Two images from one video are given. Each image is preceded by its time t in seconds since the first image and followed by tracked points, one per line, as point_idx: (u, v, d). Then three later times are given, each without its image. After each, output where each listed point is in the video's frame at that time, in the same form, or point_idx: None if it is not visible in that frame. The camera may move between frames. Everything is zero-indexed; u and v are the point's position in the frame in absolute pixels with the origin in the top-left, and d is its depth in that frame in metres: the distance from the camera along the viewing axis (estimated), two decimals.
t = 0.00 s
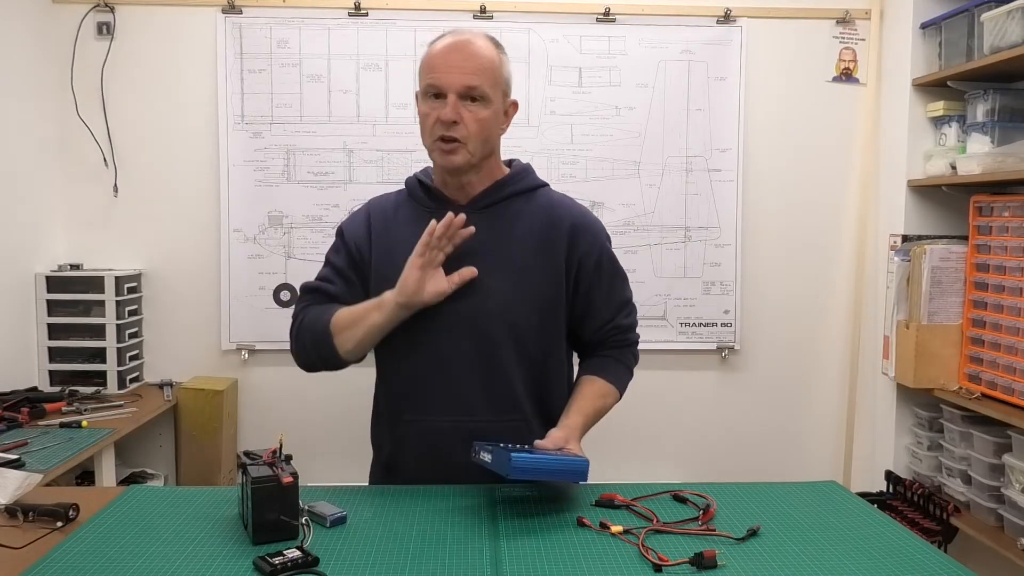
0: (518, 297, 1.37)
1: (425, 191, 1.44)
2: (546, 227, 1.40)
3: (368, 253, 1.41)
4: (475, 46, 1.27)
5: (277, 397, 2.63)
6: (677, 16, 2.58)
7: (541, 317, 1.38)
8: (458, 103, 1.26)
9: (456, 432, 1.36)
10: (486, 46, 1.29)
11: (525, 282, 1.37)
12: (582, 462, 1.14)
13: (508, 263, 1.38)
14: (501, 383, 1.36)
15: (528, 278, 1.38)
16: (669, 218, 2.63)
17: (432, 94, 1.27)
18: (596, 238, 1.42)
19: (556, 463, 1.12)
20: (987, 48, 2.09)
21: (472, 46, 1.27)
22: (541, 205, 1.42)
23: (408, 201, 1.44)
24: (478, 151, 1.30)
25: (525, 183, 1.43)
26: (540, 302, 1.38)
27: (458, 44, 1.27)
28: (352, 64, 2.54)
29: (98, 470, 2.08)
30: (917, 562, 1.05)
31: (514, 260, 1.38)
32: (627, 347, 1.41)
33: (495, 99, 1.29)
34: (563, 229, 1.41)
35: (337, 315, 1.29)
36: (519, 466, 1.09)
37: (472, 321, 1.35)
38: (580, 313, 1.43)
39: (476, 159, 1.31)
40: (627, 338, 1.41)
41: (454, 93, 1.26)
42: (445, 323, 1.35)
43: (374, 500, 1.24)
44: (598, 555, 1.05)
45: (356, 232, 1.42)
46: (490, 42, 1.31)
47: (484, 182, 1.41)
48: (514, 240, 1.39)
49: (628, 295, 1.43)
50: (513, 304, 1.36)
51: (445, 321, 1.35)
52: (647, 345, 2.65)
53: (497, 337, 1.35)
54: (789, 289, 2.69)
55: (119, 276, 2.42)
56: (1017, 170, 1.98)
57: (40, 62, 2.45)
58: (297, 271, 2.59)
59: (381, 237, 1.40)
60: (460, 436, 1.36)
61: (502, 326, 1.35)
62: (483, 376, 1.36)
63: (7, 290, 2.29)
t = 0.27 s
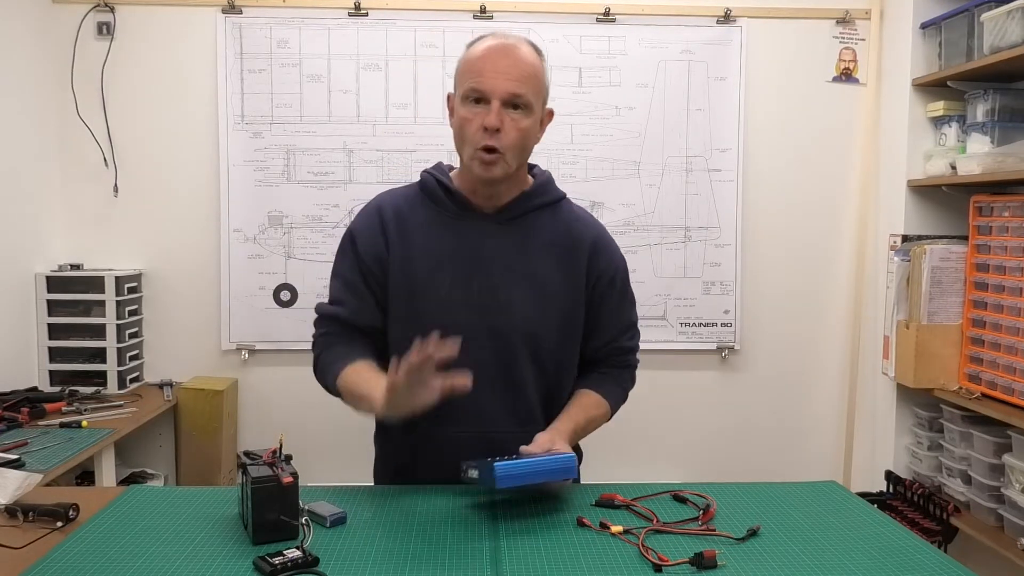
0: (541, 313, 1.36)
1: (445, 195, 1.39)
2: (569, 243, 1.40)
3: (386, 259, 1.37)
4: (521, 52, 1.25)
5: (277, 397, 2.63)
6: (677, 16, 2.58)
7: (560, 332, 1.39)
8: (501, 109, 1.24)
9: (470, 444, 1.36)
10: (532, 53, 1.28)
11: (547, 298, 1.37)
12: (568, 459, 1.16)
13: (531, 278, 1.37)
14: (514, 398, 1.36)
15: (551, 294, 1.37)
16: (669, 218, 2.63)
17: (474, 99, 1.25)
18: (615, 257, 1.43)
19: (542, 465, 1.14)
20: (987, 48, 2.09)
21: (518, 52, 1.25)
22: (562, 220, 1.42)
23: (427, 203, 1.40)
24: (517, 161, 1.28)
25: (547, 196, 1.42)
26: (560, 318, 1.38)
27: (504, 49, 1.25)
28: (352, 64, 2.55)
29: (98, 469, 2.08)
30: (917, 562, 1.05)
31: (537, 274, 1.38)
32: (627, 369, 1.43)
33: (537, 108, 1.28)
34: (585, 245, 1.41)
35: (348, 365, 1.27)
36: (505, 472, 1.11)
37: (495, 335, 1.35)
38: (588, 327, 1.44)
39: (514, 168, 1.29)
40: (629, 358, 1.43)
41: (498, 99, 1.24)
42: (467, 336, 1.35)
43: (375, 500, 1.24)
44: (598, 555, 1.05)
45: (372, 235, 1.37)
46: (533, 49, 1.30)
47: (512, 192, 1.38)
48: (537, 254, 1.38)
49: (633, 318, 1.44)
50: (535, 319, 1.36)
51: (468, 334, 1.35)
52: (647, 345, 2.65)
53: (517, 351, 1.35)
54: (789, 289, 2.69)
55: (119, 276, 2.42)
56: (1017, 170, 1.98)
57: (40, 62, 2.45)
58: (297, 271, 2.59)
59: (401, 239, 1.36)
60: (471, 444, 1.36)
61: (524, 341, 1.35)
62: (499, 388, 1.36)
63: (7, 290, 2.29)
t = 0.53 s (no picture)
0: (543, 311, 1.36)
1: (450, 191, 1.39)
2: (571, 242, 1.40)
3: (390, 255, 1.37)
4: (527, 51, 1.25)
5: (277, 397, 2.63)
6: (677, 16, 2.58)
7: (560, 331, 1.39)
8: (509, 109, 1.24)
9: (470, 437, 1.36)
10: (538, 52, 1.27)
11: (550, 296, 1.37)
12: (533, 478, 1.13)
13: (534, 275, 1.37)
14: (513, 393, 1.37)
15: (553, 292, 1.37)
16: (669, 218, 2.63)
17: (481, 98, 1.25)
18: (614, 257, 1.43)
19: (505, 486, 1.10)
20: (987, 48, 2.08)
21: (524, 51, 1.25)
22: (565, 218, 1.42)
23: (431, 200, 1.39)
24: (524, 159, 1.29)
25: (550, 195, 1.41)
26: (561, 317, 1.38)
27: (510, 48, 1.24)
28: (352, 64, 2.55)
29: (98, 470, 2.08)
30: (916, 562, 1.05)
31: (540, 272, 1.37)
32: (615, 377, 1.41)
33: (543, 107, 1.28)
34: (587, 245, 1.40)
35: (363, 380, 1.28)
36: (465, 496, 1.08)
37: (497, 333, 1.35)
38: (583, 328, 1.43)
39: (521, 167, 1.29)
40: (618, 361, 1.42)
41: (505, 99, 1.24)
42: (469, 333, 1.34)
43: (375, 500, 1.24)
44: (598, 555, 1.05)
45: (377, 231, 1.37)
46: (539, 47, 1.29)
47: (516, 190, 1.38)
48: (540, 252, 1.38)
49: (630, 321, 1.44)
50: (538, 318, 1.36)
51: (470, 331, 1.34)
52: (647, 345, 2.65)
53: (518, 350, 1.35)
54: (789, 289, 2.69)
55: (119, 276, 2.42)
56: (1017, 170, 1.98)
57: (40, 62, 2.45)
58: (297, 271, 2.59)
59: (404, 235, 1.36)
60: (473, 439, 1.36)
61: (526, 340, 1.35)
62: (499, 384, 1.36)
63: (7, 289, 2.29)
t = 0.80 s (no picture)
0: (533, 306, 1.35)
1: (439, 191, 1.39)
2: (560, 235, 1.39)
3: (381, 254, 1.38)
4: (489, 61, 1.22)
5: (277, 397, 2.63)
6: (677, 16, 2.58)
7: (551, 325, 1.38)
8: (473, 125, 1.23)
9: (467, 433, 1.36)
10: (501, 58, 1.24)
11: (540, 291, 1.36)
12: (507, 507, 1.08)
13: (524, 271, 1.36)
14: (505, 389, 1.36)
15: (543, 286, 1.36)
16: (669, 218, 2.63)
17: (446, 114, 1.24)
18: (604, 248, 1.41)
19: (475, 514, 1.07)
20: (987, 48, 2.09)
21: (486, 62, 1.22)
22: (554, 213, 1.41)
23: (421, 200, 1.40)
24: (495, 168, 1.29)
25: (538, 190, 1.41)
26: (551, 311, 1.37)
27: (471, 61, 1.22)
28: (352, 64, 2.55)
29: (98, 470, 2.08)
30: (916, 562, 1.05)
31: (530, 267, 1.36)
32: (597, 373, 1.37)
33: (510, 117, 1.26)
34: (576, 239, 1.39)
35: (365, 387, 1.28)
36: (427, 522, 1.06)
37: (486, 329, 1.35)
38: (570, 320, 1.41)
39: (493, 175, 1.30)
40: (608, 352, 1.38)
41: (468, 115, 1.23)
42: (460, 329, 1.35)
43: (375, 500, 1.24)
44: (598, 555, 1.05)
45: (367, 231, 1.38)
46: (504, 51, 1.26)
47: (501, 189, 1.39)
48: (529, 247, 1.38)
49: (621, 315, 1.41)
50: (528, 313, 1.35)
51: (460, 327, 1.35)
52: (646, 345, 2.65)
53: (509, 346, 1.35)
54: (789, 289, 2.69)
55: (119, 276, 2.42)
56: (1016, 170, 1.98)
57: (41, 62, 2.45)
58: (297, 271, 2.59)
59: (394, 233, 1.37)
60: (471, 436, 1.37)
61: (516, 335, 1.34)
62: (493, 380, 1.36)
63: (7, 289, 2.29)
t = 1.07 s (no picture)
0: (527, 303, 1.36)
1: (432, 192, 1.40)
2: (553, 233, 1.39)
3: (374, 256, 1.38)
4: (475, 64, 1.22)
5: (277, 397, 2.63)
6: (677, 16, 2.58)
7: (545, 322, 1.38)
8: (462, 129, 1.24)
9: (465, 431, 1.36)
10: (486, 59, 1.24)
11: (534, 288, 1.37)
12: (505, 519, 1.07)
13: (517, 269, 1.36)
14: (502, 387, 1.36)
15: (537, 284, 1.37)
16: (669, 218, 2.63)
17: (435, 119, 1.25)
18: (597, 243, 1.42)
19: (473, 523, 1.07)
20: (987, 48, 2.09)
21: (472, 65, 1.22)
22: (546, 210, 1.42)
23: (414, 201, 1.40)
24: (486, 169, 1.30)
25: (529, 188, 1.42)
26: (546, 308, 1.38)
27: (457, 64, 1.22)
28: (352, 64, 2.55)
29: (98, 470, 2.08)
30: (916, 562, 1.05)
31: (523, 265, 1.37)
32: (594, 369, 1.36)
33: (499, 118, 1.26)
34: (569, 236, 1.40)
35: (365, 388, 1.28)
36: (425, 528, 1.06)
37: (480, 328, 1.35)
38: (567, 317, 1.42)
39: (485, 176, 1.31)
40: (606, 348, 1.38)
41: (457, 119, 1.23)
42: (455, 328, 1.35)
43: (374, 500, 1.24)
44: (598, 555, 1.05)
45: (359, 234, 1.38)
46: (489, 52, 1.26)
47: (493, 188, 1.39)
48: (521, 245, 1.38)
49: (616, 309, 1.41)
50: (522, 311, 1.36)
51: (454, 326, 1.35)
52: (646, 345, 2.65)
53: (504, 344, 1.35)
54: (789, 289, 2.69)
55: (119, 276, 2.42)
56: (1016, 170, 1.98)
57: (41, 62, 2.45)
58: (297, 271, 2.59)
59: (387, 235, 1.37)
60: (470, 435, 1.37)
61: (510, 333, 1.35)
62: (490, 378, 1.36)
63: (7, 290, 2.29)
